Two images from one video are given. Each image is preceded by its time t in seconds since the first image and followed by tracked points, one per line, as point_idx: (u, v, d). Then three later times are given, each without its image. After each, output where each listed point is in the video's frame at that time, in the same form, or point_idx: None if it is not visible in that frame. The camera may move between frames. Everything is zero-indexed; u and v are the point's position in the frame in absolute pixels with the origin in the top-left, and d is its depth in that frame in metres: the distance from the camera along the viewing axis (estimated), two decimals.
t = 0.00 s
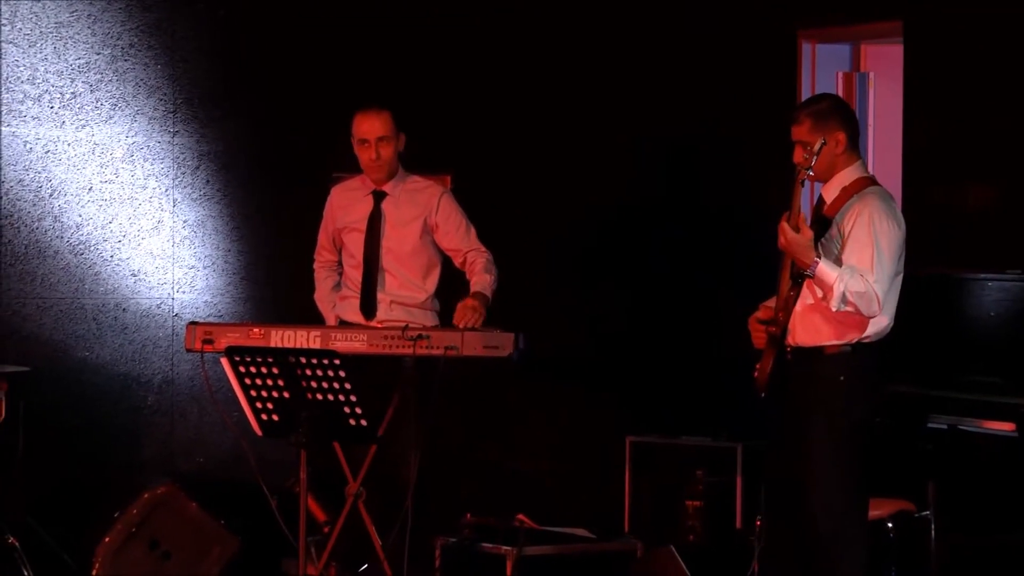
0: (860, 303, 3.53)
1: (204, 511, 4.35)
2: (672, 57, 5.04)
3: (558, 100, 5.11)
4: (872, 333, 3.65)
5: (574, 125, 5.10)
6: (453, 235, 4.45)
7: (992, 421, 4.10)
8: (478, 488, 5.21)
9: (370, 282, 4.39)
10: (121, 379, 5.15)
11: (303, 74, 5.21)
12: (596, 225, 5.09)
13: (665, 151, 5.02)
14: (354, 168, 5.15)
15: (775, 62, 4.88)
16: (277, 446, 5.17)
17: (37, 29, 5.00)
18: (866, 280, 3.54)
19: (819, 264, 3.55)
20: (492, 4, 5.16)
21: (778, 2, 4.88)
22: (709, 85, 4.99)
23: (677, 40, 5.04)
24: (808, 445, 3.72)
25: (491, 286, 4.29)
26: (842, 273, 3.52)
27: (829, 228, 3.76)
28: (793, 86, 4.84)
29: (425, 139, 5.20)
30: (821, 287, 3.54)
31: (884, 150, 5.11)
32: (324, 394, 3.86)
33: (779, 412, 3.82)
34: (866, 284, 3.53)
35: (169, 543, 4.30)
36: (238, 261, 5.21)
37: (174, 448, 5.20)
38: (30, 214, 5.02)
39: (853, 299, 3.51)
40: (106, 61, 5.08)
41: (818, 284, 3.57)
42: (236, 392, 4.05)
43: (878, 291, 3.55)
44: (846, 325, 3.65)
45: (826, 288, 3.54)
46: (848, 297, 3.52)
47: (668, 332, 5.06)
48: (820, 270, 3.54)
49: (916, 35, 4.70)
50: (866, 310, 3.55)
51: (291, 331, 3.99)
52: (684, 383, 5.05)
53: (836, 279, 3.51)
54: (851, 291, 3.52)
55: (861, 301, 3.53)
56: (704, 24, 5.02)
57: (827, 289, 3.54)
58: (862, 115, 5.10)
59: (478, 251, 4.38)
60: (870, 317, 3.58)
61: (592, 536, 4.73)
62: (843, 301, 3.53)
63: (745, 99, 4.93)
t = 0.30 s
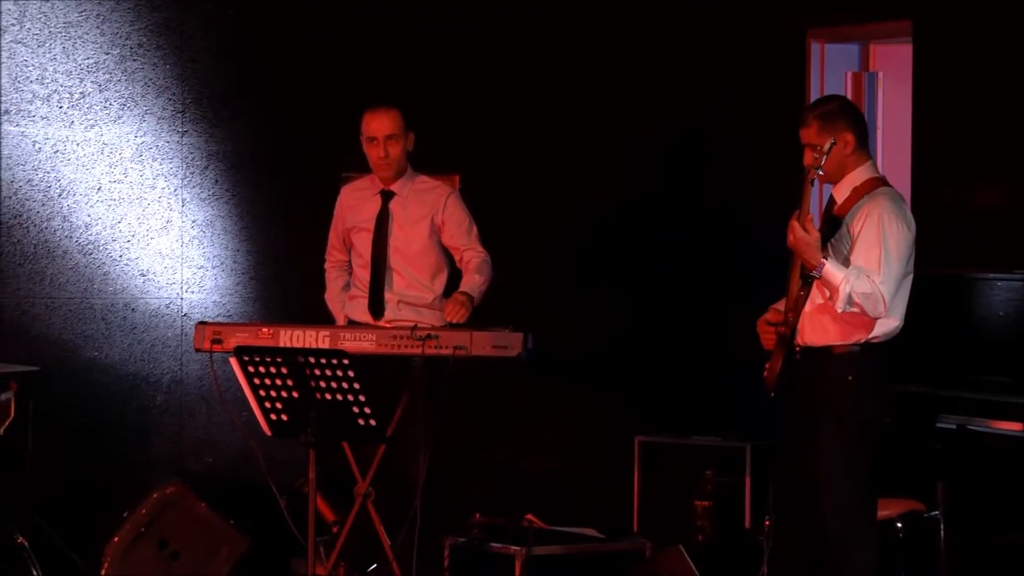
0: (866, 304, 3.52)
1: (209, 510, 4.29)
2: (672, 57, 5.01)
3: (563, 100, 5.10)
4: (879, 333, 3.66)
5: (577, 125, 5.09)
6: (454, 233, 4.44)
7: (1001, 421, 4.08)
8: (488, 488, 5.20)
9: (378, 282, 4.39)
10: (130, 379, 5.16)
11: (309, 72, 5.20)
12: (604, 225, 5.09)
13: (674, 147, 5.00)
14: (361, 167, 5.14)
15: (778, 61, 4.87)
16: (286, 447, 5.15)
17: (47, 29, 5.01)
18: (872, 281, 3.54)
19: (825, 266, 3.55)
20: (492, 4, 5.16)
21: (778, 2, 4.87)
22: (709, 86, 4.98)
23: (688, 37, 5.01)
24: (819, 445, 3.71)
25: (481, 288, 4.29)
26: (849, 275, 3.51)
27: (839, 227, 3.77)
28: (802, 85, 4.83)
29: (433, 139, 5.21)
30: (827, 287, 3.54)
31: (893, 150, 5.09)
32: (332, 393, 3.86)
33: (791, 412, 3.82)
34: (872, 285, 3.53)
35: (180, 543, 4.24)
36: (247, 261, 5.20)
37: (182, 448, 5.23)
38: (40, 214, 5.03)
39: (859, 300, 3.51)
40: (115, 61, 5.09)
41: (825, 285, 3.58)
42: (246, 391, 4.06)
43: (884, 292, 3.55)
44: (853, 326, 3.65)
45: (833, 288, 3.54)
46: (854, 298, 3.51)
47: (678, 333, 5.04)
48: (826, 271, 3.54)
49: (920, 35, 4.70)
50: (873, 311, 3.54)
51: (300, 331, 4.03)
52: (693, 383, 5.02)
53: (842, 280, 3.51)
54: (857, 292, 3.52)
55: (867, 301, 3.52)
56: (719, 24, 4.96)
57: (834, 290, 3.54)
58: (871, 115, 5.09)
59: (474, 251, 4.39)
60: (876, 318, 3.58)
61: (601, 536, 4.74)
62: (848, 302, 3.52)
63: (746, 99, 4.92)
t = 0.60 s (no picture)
0: (882, 303, 3.52)
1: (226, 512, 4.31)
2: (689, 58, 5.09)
3: (575, 99, 5.10)
4: (894, 332, 3.65)
5: (587, 125, 5.10)
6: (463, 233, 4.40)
7: (1014, 421, 4.09)
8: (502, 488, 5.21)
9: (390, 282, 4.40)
10: (144, 378, 5.16)
11: (316, 72, 5.18)
12: (619, 225, 5.09)
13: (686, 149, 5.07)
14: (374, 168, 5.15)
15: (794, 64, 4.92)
16: (300, 447, 5.16)
17: (61, 29, 5.04)
18: (888, 279, 3.53)
19: (841, 266, 3.54)
20: (492, 5, 5.15)
21: (778, 2, 4.94)
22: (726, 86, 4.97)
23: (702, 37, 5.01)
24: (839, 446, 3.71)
25: (477, 291, 4.21)
26: (865, 274, 3.51)
27: (855, 227, 3.74)
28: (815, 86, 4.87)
29: (446, 138, 5.16)
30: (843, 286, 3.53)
31: (908, 149, 5.01)
32: (347, 393, 3.86)
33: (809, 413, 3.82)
34: (888, 283, 3.52)
35: (194, 542, 4.27)
36: (262, 261, 5.19)
37: (197, 449, 5.19)
38: (54, 214, 5.07)
39: (876, 298, 3.51)
40: (129, 61, 5.10)
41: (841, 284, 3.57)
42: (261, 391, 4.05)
43: (900, 290, 3.54)
44: (869, 325, 3.65)
45: (849, 288, 3.53)
46: (871, 296, 3.51)
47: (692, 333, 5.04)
48: (842, 270, 3.53)
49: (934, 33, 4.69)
50: (889, 310, 3.54)
51: (314, 331, 4.09)
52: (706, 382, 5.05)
53: (858, 279, 3.50)
54: (873, 290, 3.51)
55: (883, 300, 3.52)
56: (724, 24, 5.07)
57: (850, 289, 3.53)
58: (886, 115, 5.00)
59: (473, 253, 4.32)
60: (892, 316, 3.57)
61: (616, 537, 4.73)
62: (865, 300, 3.52)
63: (747, 99, 5.02)
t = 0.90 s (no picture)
0: (903, 297, 3.53)
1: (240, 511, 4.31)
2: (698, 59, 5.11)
3: (586, 98, 5.08)
4: (912, 331, 3.66)
5: (599, 122, 5.08)
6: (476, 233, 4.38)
7: None
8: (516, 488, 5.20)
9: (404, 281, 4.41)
10: (159, 378, 5.17)
11: (327, 72, 5.19)
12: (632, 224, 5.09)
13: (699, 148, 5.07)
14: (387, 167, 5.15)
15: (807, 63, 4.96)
16: (315, 446, 5.17)
17: (77, 29, 5.02)
18: (908, 273, 3.54)
19: (861, 262, 3.50)
20: (499, 4, 5.14)
21: (777, 2, 5.02)
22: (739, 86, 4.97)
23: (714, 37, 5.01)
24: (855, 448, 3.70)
25: (489, 296, 4.19)
26: (886, 269, 3.51)
27: (871, 225, 3.72)
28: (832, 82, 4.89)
29: (461, 139, 5.15)
30: (864, 282, 3.51)
31: (924, 147, 5.01)
32: (362, 393, 3.85)
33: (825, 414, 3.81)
34: (908, 277, 3.53)
35: (210, 542, 4.27)
36: (277, 261, 5.21)
37: (213, 447, 5.23)
38: (70, 214, 5.05)
39: (898, 293, 3.51)
40: (145, 61, 5.10)
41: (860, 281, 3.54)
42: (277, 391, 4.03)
43: (920, 285, 3.56)
44: (888, 323, 3.66)
45: (870, 284, 3.52)
46: (892, 291, 3.51)
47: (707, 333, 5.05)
48: (863, 267, 3.50)
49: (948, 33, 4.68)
50: (910, 305, 3.55)
51: (330, 331, 4.09)
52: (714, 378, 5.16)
53: (879, 275, 3.50)
54: (895, 285, 3.52)
55: (905, 294, 3.53)
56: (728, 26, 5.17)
57: (871, 286, 3.52)
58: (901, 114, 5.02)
59: (484, 256, 4.29)
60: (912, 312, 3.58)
61: (630, 537, 4.73)
62: (887, 295, 3.51)
63: (754, 100, 5.11)
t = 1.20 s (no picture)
0: (923, 294, 3.52)
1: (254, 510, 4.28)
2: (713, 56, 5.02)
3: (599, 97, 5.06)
4: (928, 330, 3.64)
5: (612, 121, 5.06)
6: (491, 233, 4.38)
7: None
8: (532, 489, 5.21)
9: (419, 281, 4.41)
10: (175, 378, 5.22)
11: (340, 72, 5.19)
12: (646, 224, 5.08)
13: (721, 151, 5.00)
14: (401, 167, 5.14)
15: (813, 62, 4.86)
16: (329, 446, 5.17)
17: (93, 29, 5.10)
18: (927, 270, 3.54)
19: (880, 259, 3.50)
20: (514, 4, 5.13)
21: (779, 3, 4.95)
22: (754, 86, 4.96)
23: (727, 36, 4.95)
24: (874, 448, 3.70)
25: (504, 297, 4.21)
26: (904, 267, 3.50)
27: (886, 225, 3.73)
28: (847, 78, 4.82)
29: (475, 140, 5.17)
30: (883, 280, 3.51)
31: (939, 147, 4.95)
32: (377, 393, 3.84)
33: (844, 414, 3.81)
34: (927, 274, 3.53)
35: (225, 542, 4.22)
36: (293, 261, 5.20)
37: (228, 448, 5.23)
38: (85, 214, 5.12)
39: (918, 290, 3.50)
40: (160, 61, 5.15)
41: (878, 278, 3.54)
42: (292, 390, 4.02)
43: (939, 281, 3.54)
44: (905, 323, 3.64)
45: (888, 282, 3.51)
46: (912, 289, 3.50)
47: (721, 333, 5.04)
48: (882, 264, 3.50)
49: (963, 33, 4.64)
50: (929, 303, 3.53)
51: (345, 331, 4.12)
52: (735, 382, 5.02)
53: (898, 272, 3.49)
54: (914, 282, 3.51)
55: (924, 292, 3.51)
56: (729, 26, 5.04)
57: (889, 284, 3.52)
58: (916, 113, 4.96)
59: (498, 256, 4.30)
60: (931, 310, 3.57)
61: (644, 537, 4.72)
62: (907, 292, 3.51)
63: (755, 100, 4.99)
